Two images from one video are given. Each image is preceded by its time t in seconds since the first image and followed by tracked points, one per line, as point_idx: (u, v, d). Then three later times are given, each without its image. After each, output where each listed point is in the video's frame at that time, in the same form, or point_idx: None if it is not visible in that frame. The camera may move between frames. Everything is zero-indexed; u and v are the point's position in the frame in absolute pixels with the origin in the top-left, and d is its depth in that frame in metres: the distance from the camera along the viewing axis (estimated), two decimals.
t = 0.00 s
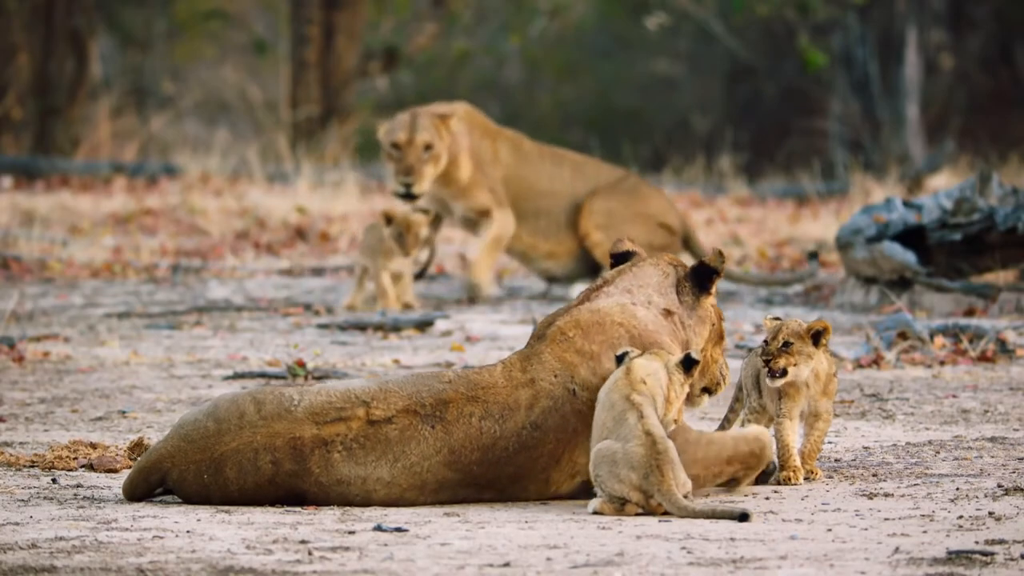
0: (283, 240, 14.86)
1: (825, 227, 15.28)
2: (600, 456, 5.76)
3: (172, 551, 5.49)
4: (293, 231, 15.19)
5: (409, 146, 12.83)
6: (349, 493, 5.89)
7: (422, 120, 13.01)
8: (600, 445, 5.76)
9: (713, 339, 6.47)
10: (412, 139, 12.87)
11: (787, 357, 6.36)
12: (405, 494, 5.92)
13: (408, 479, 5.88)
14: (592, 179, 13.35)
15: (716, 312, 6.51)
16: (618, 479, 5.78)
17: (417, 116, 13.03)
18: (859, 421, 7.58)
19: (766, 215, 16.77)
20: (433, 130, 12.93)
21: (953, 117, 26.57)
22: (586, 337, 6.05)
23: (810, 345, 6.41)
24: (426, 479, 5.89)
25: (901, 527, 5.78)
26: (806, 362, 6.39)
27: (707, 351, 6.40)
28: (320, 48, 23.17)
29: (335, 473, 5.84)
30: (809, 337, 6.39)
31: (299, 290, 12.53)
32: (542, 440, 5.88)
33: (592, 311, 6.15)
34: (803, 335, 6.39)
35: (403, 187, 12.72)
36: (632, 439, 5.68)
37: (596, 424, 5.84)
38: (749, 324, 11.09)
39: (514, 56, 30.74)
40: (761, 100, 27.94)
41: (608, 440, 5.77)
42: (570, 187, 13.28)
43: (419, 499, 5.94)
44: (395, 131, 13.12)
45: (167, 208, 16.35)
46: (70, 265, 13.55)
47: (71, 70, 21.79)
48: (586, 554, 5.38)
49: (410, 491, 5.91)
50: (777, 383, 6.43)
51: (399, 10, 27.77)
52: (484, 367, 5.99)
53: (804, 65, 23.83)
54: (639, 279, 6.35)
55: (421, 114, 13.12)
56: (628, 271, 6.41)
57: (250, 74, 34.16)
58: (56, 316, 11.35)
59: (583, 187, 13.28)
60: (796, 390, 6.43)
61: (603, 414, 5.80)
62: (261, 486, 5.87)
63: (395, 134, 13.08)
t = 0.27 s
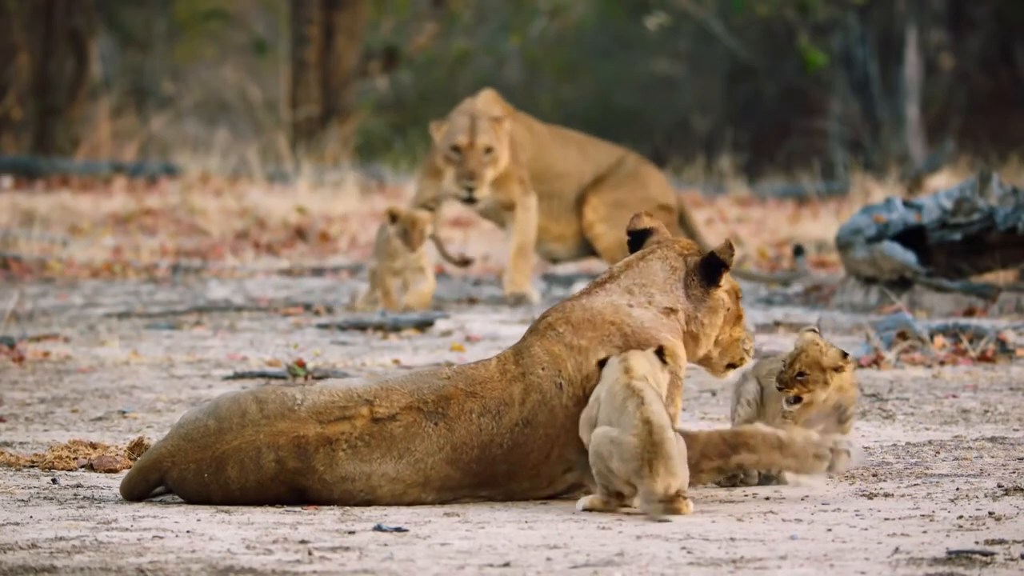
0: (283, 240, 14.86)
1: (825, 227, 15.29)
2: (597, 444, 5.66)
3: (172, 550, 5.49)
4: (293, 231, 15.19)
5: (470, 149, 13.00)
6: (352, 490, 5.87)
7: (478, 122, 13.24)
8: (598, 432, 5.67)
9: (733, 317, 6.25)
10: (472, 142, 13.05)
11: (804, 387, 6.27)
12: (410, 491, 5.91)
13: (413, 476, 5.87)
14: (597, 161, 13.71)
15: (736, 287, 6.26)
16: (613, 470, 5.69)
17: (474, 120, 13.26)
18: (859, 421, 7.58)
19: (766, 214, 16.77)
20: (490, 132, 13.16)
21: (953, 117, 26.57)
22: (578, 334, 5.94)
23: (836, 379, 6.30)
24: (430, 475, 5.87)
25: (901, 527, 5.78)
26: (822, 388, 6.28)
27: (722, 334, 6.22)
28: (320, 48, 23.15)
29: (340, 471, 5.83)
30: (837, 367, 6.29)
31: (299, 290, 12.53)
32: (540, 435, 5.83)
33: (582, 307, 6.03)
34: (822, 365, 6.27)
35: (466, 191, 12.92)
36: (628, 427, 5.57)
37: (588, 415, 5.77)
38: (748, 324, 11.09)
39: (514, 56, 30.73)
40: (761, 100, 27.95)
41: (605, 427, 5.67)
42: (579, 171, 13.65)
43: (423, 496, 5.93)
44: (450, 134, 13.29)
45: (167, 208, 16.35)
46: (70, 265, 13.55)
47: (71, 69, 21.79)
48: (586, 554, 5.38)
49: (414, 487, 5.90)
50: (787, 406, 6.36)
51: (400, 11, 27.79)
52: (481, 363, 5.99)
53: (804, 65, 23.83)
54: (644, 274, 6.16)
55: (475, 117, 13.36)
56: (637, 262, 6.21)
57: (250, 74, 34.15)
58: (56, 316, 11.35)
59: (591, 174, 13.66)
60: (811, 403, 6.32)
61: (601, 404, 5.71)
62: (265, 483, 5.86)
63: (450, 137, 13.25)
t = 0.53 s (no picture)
0: (283, 240, 14.85)
1: (824, 227, 15.29)
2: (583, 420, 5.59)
3: (172, 551, 5.50)
4: (293, 231, 15.19)
5: (507, 152, 13.12)
6: (350, 476, 5.87)
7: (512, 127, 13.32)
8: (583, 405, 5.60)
9: (751, 331, 6.32)
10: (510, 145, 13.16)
11: (841, 408, 6.48)
12: (409, 478, 5.90)
13: (411, 461, 5.87)
14: (600, 146, 13.73)
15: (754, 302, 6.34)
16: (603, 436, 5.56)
17: (510, 121, 13.37)
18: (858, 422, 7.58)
19: (766, 215, 16.77)
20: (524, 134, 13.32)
21: (953, 117, 26.57)
22: (575, 330, 6.03)
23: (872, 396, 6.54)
24: (428, 461, 5.88)
25: (901, 527, 5.78)
26: (861, 412, 6.51)
27: (739, 350, 6.29)
28: (320, 48, 23.14)
29: (336, 455, 5.84)
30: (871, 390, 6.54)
31: (299, 290, 12.53)
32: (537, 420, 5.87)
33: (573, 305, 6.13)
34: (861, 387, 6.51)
35: (507, 195, 12.91)
36: (619, 392, 5.55)
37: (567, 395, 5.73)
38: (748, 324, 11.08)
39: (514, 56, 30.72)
40: (761, 100, 27.97)
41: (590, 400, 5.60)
42: (583, 158, 13.67)
43: (422, 485, 5.91)
44: (485, 137, 13.32)
45: (167, 208, 16.35)
46: (70, 265, 13.55)
47: (71, 69, 21.79)
48: (586, 555, 5.38)
49: (412, 473, 5.89)
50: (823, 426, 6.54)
51: (400, 11, 27.78)
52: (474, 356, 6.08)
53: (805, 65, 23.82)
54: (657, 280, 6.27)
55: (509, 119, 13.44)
56: (651, 270, 6.33)
57: (249, 74, 34.13)
58: (56, 316, 11.35)
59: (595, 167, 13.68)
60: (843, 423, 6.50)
61: (580, 378, 5.66)
62: (262, 471, 5.88)
63: (486, 140, 13.29)
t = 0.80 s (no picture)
0: (283, 240, 14.86)
1: (824, 227, 15.29)
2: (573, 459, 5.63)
3: (172, 551, 5.54)
4: (293, 231, 15.19)
5: (527, 152, 12.93)
6: (346, 461, 5.98)
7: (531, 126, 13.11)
8: (568, 458, 5.66)
9: (733, 344, 6.12)
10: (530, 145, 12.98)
11: (866, 427, 6.55)
12: (404, 464, 6.02)
13: (405, 447, 6.00)
14: (599, 131, 13.89)
15: (745, 315, 6.11)
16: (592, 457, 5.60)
17: (531, 121, 13.16)
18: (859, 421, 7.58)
19: (766, 214, 16.77)
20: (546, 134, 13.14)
21: (953, 117, 26.57)
22: (572, 325, 6.18)
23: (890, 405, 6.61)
24: (421, 448, 6.01)
25: (901, 527, 5.79)
26: (883, 425, 6.58)
27: (719, 363, 6.13)
28: (320, 48, 23.13)
29: (329, 440, 5.97)
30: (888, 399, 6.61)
31: (299, 290, 12.53)
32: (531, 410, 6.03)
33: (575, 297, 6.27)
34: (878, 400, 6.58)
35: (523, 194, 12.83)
36: (589, 403, 5.62)
37: (540, 423, 5.86)
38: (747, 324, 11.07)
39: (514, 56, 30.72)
40: (761, 100, 27.99)
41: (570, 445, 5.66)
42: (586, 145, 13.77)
43: (416, 473, 6.03)
44: (506, 134, 13.11)
45: (167, 208, 16.35)
46: (70, 265, 13.55)
47: (71, 69, 21.80)
48: (586, 554, 5.39)
49: (407, 459, 6.01)
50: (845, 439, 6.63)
51: (400, 12, 27.78)
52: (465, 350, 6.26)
53: (805, 65, 23.81)
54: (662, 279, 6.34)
55: (530, 117, 13.25)
56: (670, 272, 6.38)
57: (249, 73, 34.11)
58: (56, 316, 11.35)
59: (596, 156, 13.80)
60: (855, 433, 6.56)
61: (550, 417, 5.76)
62: (256, 459, 5.98)
63: (507, 137, 13.07)
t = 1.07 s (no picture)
0: (283, 240, 14.86)
1: (824, 227, 15.29)
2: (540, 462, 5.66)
3: (172, 551, 5.55)
4: (293, 231, 15.20)
5: (535, 151, 12.60)
6: (338, 452, 5.99)
7: (540, 125, 12.78)
8: (534, 453, 5.68)
9: (716, 335, 6.08)
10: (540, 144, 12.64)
11: (857, 422, 6.53)
12: (397, 457, 6.02)
13: (397, 440, 6.01)
14: (596, 122, 13.63)
15: (725, 306, 6.09)
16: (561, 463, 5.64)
17: (540, 120, 12.85)
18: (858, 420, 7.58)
19: (766, 214, 16.78)
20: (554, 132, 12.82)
21: (953, 117, 26.56)
22: (564, 323, 6.15)
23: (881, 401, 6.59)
24: (414, 440, 6.02)
25: (901, 527, 5.80)
26: (874, 419, 6.57)
27: (703, 356, 6.08)
28: (320, 48, 23.13)
29: (320, 430, 5.99)
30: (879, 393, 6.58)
31: (299, 290, 12.54)
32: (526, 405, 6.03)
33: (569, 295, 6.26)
34: (866, 393, 6.56)
35: (530, 192, 12.52)
36: (552, 409, 5.61)
37: (506, 432, 5.83)
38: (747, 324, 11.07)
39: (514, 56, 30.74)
40: (761, 100, 28.01)
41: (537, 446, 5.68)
42: (587, 137, 13.47)
43: (410, 467, 6.04)
44: (514, 133, 12.80)
45: (167, 208, 16.36)
46: (70, 264, 13.55)
47: (71, 69, 21.81)
48: (586, 554, 5.40)
49: (399, 452, 6.02)
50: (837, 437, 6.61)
51: (400, 12, 27.80)
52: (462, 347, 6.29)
53: (805, 65, 23.82)
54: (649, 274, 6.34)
55: (539, 116, 12.91)
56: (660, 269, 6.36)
57: (250, 73, 34.11)
58: (56, 316, 11.36)
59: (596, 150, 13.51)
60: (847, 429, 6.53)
61: (515, 420, 5.77)
62: (248, 451, 6.01)
63: (515, 136, 12.76)
